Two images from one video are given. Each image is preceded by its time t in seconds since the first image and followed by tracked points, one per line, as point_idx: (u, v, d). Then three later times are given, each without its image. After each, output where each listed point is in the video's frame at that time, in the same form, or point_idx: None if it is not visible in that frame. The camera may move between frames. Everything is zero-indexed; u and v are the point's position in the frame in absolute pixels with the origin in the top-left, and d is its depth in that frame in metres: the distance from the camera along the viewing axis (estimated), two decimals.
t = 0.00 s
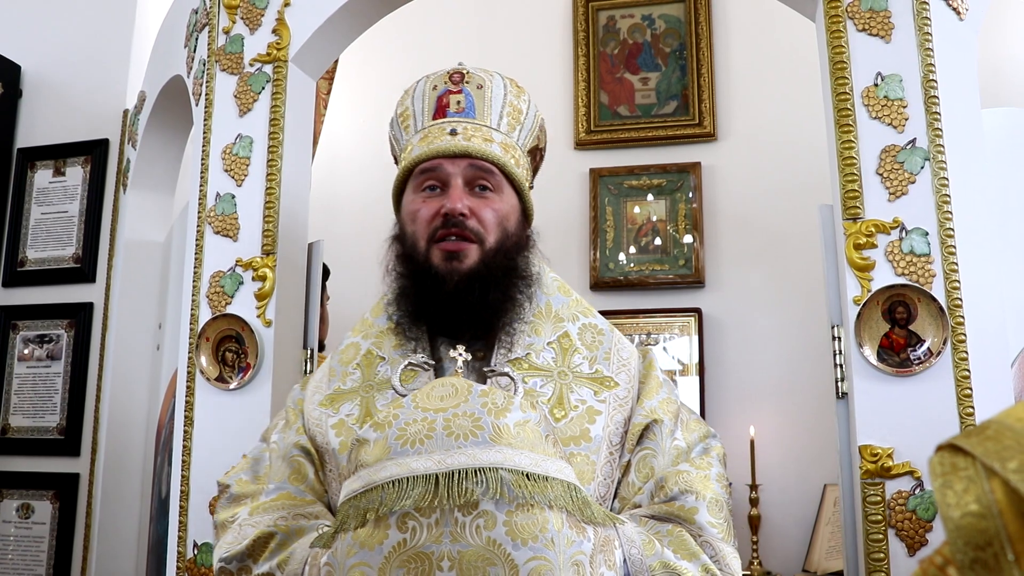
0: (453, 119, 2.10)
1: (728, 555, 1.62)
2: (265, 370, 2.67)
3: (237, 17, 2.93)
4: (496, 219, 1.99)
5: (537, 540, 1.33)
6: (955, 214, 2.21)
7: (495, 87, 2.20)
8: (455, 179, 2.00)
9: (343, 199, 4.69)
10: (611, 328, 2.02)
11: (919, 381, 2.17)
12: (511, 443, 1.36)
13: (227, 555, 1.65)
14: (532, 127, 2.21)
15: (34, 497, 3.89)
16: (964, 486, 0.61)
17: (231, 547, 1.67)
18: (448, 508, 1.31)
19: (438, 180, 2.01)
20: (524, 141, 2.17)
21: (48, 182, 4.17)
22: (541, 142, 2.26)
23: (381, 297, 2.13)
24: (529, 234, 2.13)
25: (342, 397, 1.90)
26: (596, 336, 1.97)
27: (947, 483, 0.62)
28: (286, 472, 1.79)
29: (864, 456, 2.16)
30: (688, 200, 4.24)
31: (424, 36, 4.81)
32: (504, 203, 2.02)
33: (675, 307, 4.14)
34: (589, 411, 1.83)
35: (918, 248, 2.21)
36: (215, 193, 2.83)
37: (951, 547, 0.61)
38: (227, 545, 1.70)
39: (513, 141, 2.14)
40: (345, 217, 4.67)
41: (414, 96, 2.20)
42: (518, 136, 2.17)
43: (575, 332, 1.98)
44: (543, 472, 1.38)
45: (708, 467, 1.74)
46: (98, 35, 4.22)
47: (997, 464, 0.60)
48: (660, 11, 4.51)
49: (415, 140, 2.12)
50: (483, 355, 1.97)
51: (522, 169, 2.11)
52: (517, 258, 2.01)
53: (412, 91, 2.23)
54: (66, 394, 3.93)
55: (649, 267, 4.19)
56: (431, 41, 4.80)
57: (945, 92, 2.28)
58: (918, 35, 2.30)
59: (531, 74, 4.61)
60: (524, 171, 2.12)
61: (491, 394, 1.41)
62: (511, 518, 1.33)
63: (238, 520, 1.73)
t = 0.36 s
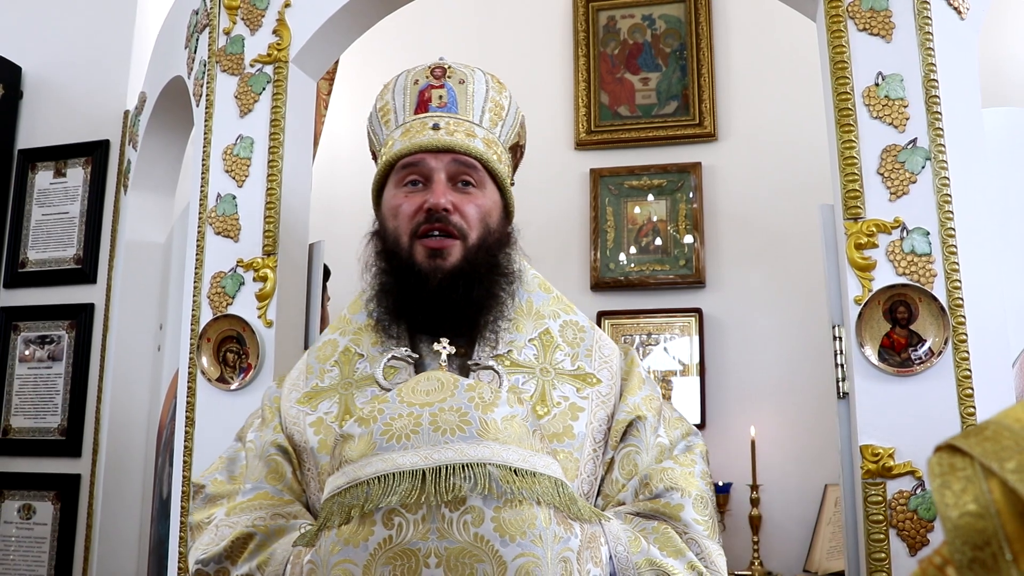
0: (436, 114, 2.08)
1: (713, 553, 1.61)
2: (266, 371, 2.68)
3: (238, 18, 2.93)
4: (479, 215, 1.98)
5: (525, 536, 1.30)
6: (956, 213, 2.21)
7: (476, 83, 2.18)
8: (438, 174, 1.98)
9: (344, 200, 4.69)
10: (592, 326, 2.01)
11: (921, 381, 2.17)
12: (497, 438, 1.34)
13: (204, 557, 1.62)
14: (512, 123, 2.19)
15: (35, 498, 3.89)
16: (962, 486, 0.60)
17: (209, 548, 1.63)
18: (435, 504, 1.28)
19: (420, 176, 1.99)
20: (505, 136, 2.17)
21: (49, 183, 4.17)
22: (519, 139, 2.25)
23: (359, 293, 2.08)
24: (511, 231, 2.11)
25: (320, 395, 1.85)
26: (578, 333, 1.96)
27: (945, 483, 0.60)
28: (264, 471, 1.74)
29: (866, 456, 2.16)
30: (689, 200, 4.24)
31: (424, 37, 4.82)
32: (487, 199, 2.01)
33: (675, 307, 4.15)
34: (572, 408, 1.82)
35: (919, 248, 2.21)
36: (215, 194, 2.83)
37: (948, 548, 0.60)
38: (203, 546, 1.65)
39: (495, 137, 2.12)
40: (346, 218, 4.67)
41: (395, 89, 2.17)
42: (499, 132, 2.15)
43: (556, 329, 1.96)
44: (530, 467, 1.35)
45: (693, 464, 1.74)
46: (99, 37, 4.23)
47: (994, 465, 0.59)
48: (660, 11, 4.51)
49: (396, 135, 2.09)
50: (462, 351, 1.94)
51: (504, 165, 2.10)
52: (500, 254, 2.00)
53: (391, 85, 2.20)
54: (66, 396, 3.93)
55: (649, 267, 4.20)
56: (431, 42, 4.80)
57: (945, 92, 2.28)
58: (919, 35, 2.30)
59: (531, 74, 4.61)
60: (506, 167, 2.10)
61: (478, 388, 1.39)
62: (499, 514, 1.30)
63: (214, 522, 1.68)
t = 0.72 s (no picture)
0: (423, 111, 2.05)
1: (701, 552, 1.61)
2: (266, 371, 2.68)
3: (239, 18, 2.93)
4: (467, 213, 1.96)
5: (516, 535, 1.30)
6: (958, 214, 2.21)
7: (463, 82, 2.15)
8: (426, 172, 1.97)
9: (345, 201, 4.69)
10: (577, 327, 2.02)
11: (923, 381, 2.16)
12: (488, 437, 1.33)
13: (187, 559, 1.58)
14: (499, 123, 2.17)
15: (36, 498, 3.90)
16: (963, 488, 0.59)
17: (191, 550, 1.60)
18: (426, 502, 1.27)
19: (408, 173, 1.98)
20: (492, 136, 2.15)
21: (50, 183, 4.17)
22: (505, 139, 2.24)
23: (342, 292, 2.06)
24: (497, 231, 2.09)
25: (304, 394, 1.86)
26: (563, 333, 1.96)
27: (946, 485, 0.60)
28: (246, 471, 1.73)
29: (867, 457, 2.16)
30: (690, 201, 4.24)
31: (426, 37, 4.81)
32: (475, 198, 2.00)
33: (676, 308, 4.15)
34: (558, 407, 1.81)
35: (920, 248, 2.20)
36: (216, 195, 2.83)
37: (949, 550, 0.60)
38: (185, 548, 1.62)
39: (482, 136, 2.10)
40: (347, 219, 4.67)
41: (381, 86, 2.13)
42: (486, 131, 2.13)
43: (542, 329, 1.96)
44: (522, 466, 1.34)
45: (680, 464, 1.74)
46: (100, 37, 4.23)
47: (995, 466, 0.58)
48: (661, 12, 4.51)
49: (383, 132, 2.06)
50: (450, 351, 1.92)
51: (491, 164, 2.09)
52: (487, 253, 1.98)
53: (377, 82, 2.16)
54: (67, 397, 3.93)
55: (650, 268, 4.20)
56: (433, 42, 4.79)
57: (947, 92, 2.28)
58: (920, 36, 2.30)
59: (532, 75, 4.61)
60: (493, 166, 2.09)
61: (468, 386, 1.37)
62: (490, 513, 1.29)
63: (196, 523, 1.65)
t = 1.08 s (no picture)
0: (415, 110, 2.05)
1: (695, 553, 1.61)
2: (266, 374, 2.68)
3: (239, 19, 2.93)
4: (462, 210, 1.96)
5: (513, 537, 1.30)
6: (958, 214, 2.21)
7: (454, 82, 2.16)
8: (421, 169, 1.96)
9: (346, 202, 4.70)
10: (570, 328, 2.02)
11: (924, 382, 2.16)
12: (484, 439, 1.33)
13: (180, 564, 1.58)
14: (491, 123, 2.17)
15: (37, 500, 3.89)
16: (965, 492, 0.59)
17: (184, 555, 1.60)
18: (422, 504, 1.27)
19: (402, 171, 1.97)
20: (483, 135, 2.14)
21: (50, 185, 4.17)
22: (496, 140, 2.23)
23: (333, 293, 2.06)
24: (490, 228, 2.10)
25: (297, 397, 1.86)
26: (556, 334, 1.96)
27: (948, 489, 0.60)
28: (239, 475, 1.73)
29: (867, 457, 2.15)
30: (690, 201, 4.24)
31: (426, 38, 4.81)
32: (469, 195, 1.99)
33: (676, 308, 4.15)
34: (552, 410, 1.81)
35: (921, 248, 2.20)
36: (216, 197, 2.83)
37: (951, 554, 0.59)
38: (179, 552, 1.62)
39: (474, 135, 2.10)
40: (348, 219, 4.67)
41: (372, 87, 2.15)
42: (478, 130, 2.13)
43: (534, 330, 1.96)
44: (518, 468, 1.35)
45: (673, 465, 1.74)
46: (101, 39, 4.23)
47: (997, 470, 0.59)
48: (661, 12, 4.51)
49: (375, 131, 2.06)
50: (444, 348, 1.94)
51: (483, 164, 2.08)
52: (481, 250, 1.98)
53: (368, 83, 2.18)
54: (68, 398, 3.93)
55: (651, 268, 4.20)
56: (433, 43, 4.79)
57: (947, 92, 2.28)
58: (920, 36, 2.30)
59: (532, 76, 4.61)
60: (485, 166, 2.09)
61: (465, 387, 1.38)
62: (486, 515, 1.29)
63: (190, 527, 1.65)
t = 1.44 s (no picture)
0: (420, 116, 2.05)
1: (698, 558, 1.63)
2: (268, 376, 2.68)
3: (241, 22, 2.93)
4: (467, 223, 1.95)
5: (523, 541, 1.31)
6: (959, 216, 2.21)
7: (459, 84, 2.15)
8: (427, 180, 1.95)
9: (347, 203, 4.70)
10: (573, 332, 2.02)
11: (925, 384, 2.16)
12: (495, 443, 1.33)
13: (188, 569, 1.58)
14: (494, 126, 2.18)
15: (39, 502, 3.89)
16: (967, 496, 0.60)
17: (192, 559, 1.60)
18: (433, 508, 1.28)
19: (407, 182, 1.96)
20: (487, 140, 2.15)
21: (53, 187, 4.18)
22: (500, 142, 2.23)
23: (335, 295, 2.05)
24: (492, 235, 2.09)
25: (301, 400, 1.86)
26: (559, 338, 1.97)
27: (951, 493, 0.60)
28: (245, 479, 1.73)
29: (868, 459, 2.16)
30: (692, 202, 4.24)
31: (428, 40, 4.81)
32: (474, 206, 1.97)
33: (678, 310, 4.16)
34: (557, 414, 1.82)
35: (922, 251, 2.21)
36: (219, 199, 2.84)
37: (954, 557, 0.60)
38: (186, 557, 1.61)
39: (478, 140, 2.10)
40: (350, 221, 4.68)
41: (376, 87, 2.15)
42: (482, 134, 2.14)
43: (538, 333, 1.97)
44: (527, 473, 1.34)
45: (676, 469, 1.75)
46: (103, 41, 4.24)
47: (999, 474, 0.59)
48: (662, 14, 4.52)
49: (379, 137, 2.06)
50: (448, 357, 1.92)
51: (488, 170, 2.07)
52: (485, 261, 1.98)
53: (371, 83, 2.17)
54: (70, 399, 3.94)
55: (653, 270, 4.20)
56: (435, 45, 4.79)
57: (948, 94, 2.28)
58: (921, 38, 2.31)
59: (533, 77, 4.61)
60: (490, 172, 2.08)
61: (475, 393, 1.38)
62: (497, 519, 1.30)
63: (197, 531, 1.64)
